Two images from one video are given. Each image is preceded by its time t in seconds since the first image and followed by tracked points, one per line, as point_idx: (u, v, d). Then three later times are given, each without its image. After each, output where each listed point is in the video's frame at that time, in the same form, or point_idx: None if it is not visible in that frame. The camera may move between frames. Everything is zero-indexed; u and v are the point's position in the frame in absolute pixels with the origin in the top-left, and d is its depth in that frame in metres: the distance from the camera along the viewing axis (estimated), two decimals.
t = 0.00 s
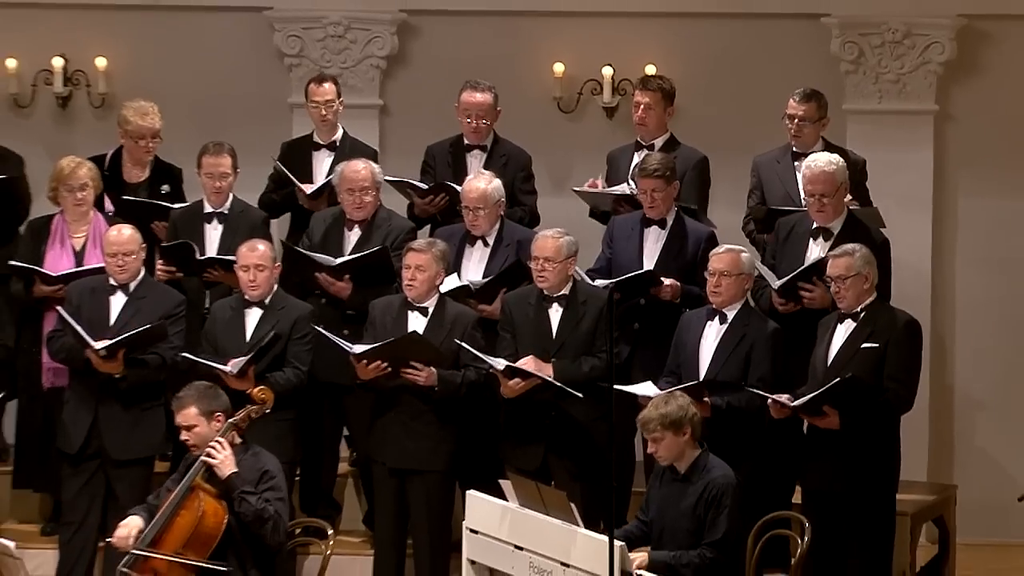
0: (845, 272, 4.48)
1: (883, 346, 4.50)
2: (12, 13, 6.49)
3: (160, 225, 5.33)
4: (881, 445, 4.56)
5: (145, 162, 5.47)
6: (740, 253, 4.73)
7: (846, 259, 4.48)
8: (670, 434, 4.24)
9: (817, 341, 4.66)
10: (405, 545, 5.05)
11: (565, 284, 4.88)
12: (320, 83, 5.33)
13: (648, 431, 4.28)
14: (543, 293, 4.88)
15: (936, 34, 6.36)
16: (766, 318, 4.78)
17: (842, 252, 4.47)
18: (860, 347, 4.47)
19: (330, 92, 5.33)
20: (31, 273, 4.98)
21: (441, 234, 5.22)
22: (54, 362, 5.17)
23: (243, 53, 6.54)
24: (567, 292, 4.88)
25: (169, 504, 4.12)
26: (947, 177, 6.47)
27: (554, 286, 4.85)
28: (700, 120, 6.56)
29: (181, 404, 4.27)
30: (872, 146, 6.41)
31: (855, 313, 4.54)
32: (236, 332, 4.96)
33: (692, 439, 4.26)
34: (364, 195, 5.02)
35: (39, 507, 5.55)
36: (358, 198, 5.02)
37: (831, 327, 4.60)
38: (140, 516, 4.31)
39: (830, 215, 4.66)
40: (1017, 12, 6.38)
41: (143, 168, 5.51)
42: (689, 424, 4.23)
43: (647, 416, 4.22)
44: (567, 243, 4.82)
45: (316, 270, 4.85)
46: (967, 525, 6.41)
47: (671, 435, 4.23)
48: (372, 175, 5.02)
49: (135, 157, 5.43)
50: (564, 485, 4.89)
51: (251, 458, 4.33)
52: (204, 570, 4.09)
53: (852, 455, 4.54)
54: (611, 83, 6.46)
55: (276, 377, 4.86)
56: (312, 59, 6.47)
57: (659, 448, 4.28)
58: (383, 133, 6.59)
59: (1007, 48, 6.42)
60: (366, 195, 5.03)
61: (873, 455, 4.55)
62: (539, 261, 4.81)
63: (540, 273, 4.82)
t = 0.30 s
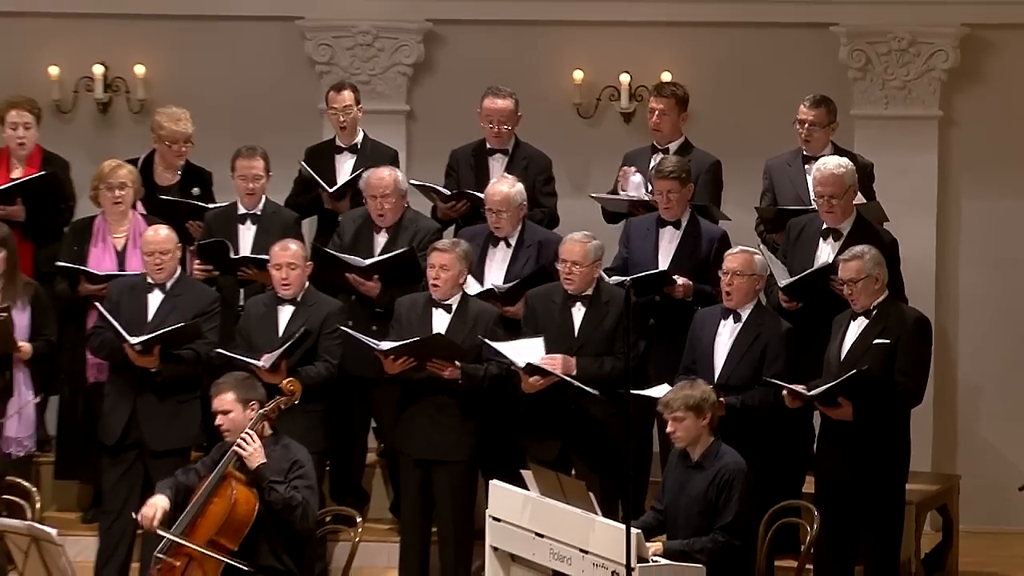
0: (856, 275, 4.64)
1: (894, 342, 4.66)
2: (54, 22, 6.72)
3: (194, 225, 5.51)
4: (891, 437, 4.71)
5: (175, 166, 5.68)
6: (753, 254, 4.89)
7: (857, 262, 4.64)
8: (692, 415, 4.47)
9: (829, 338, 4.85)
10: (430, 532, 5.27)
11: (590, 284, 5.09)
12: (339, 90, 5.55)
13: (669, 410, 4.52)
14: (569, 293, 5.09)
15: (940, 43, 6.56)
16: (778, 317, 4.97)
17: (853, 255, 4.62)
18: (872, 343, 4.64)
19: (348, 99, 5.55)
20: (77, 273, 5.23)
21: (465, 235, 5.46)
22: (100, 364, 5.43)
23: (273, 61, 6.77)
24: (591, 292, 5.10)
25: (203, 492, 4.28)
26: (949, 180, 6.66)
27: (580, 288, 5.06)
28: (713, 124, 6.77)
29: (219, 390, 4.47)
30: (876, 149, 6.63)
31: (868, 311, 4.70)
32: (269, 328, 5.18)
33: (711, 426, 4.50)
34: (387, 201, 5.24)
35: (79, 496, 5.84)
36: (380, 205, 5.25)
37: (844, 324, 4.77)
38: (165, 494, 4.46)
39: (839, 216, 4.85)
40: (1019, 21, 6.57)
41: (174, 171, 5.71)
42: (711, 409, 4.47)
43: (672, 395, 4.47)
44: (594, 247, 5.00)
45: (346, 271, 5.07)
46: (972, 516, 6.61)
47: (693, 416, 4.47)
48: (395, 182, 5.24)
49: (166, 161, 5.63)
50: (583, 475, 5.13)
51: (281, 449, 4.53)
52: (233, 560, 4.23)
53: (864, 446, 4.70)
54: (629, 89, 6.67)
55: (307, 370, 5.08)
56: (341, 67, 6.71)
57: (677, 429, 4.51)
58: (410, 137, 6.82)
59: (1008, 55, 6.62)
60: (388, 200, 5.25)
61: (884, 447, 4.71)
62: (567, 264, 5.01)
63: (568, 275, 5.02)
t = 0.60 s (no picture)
0: (864, 276, 4.84)
1: (899, 341, 4.85)
2: (90, 33, 6.97)
3: (224, 227, 5.70)
4: (897, 433, 4.90)
5: (204, 169, 5.86)
6: (762, 255, 5.13)
7: (863, 264, 4.84)
8: (711, 403, 4.75)
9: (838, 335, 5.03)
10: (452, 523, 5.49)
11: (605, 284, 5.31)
12: (366, 98, 5.80)
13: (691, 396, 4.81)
14: (585, 293, 5.31)
15: (940, 53, 6.77)
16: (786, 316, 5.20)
17: (860, 257, 4.83)
18: (878, 340, 4.83)
19: (374, 107, 5.80)
20: (114, 273, 5.47)
21: (485, 237, 5.68)
22: (134, 360, 5.68)
23: (300, 70, 7.01)
24: (606, 292, 5.32)
25: (231, 483, 4.50)
26: (952, 184, 6.87)
27: (597, 288, 5.28)
28: (723, 131, 6.98)
29: (246, 382, 4.68)
30: (879, 155, 6.85)
31: (874, 310, 4.90)
32: (298, 326, 5.42)
33: (727, 417, 4.78)
34: (410, 206, 5.47)
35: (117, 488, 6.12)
36: (404, 207, 5.47)
37: (852, 322, 4.96)
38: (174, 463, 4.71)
39: (845, 219, 5.07)
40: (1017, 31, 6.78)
41: (204, 175, 5.90)
42: (730, 400, 4.77)
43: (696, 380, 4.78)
44: (606, 249, 5.22)
45: (372, 273, 5.28)
46: (975, 508, 6.83)
47: (711, 405, 4.76)
48: (416, 186, 5.46)
49: (196, 164, 5.83)
50: (599, 467, 5.33)
51: (306, 440, 4.71)
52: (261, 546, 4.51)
53: (870, 441, 4.89)
54: (642, 98, 6.90)
55: (334, 366, 5.32)
56: (367, 76, 6.94)
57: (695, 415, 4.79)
58: (433, 143, 7.05)
59: (1006, 65, 6.82)
60: (411, 204, 5.47)
61: (889, 443, 4.90)
62: (583, 269, 5.22)
63: (586, 279, 5.23)
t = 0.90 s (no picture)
0: (878, 279, 5.03)
1: (912, 339, 5.06)
2: (137, 43, 7.24)
3: (267, 228, 5.96)
4: (910, 426, 5.11)
5: (246, 173, 6.11)
6: (777, 258, 5.32)
7: (877, 267, 5.03)
8: (741, 399, 5.00)
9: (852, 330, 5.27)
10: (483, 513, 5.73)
11: (629, 284, 5.54)
12: (410, 106, 6.04)
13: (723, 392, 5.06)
14: (610, 293, 5.54)
15: (953, 62, 6.98)
16: (802, 315, 5.41)
17: (873, 261, 5.02)
18: (892, 339, 5.05)
19: (417, 116, 6.04)
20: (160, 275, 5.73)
21: (515, 239, 5.91)
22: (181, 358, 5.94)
23: (336, 79, 7.26)
24: (630, 291, 5.54)
25: (268, 474, 4.62)
26: (964, 189, 7.07)
27: (623, 288, 5.50)
28: (744, 137, 7.20)
29: (283, 378, 4.81)
30: (896, 161, 7.05)
31: (890, 309, 5.09)
32: (336, 324, 5.66)
33: (756, 412, 5.02)
34: (442, 206, 5.70)
35: (163, 480, 6.39)
36: (437, 208, 5.71)
37: (868, 320, 5.17)
38: (220, 473, 4.90)
39: (860, 223, 5.28)
40: None
41: (245, 179, 6.14)
42: (759, 397, 5.01)
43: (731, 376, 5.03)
44: (628, 250, 5.45)
45: (407, 273, 5.51)
46: (984, 501, 7.04)
47: (741, 400, 5.00)
48: (450, 188, 5.69)
49: (238, 168, 6.08)
50: (626, 461, 5.57)
51: (342, 433, 4.85)
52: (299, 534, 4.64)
53: (884, 434, 5.10)
54: (667, 106, 7.11)
55: (371, 363, 5.56)
56: (402, 85, 7.18)
57: (725, 409, 5.04)
58: (465, 149, 7.29)
59: (1018, 75, 7.02)
60: (444, 206, 5.71)
61: (903, 437, 5.11)
62: (608, 271, 5.45)
63: (612, 280, 5.46)
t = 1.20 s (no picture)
0: (885, 283, 5.24)
1: (921, 337, 5.29)
2: (176, 54, 7.50)
3: (301, 231, 6.22)
4: (918, 421, 5.35)
5: (280, 179, 6.38)
6: (792, 260, 5.55)
7: (884, 271, 5.24)
8: (758, 403, 5.21)
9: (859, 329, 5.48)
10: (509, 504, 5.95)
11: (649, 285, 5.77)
12: (438, 113, 6.30)
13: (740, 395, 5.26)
14: (631, 293, 5.76)
15: (962, 72, 7.22)
16: (815, 313, 5.64)
17: (879, 265, 5.22)
18: (901, 338, 5.27)
19: (444, 122, 6.29)
20: (200, 274, 5.99)
21: (539, 242, 6.17)
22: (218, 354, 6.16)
23: (367, 88, 7.53)
24: (650, 292, 5.77)
25: (304, 467, 4.79)
26: (972, 193, 7.32)
27: (643, 289, 5.73)
28: (759, 143, 7.43)
29: (314, 381, 4.91)
30: (907, 166, 7.28)
31: (898, 310, 5.32)
32: (368, 323, 5.91)
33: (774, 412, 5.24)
34: (475, 209, 5.94)
35: (201, 473, 6.66)
36: (470, 211, 5.95)
37: (876, 320, 5.38)
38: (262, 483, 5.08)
39: (870, 225, 5.47)
40: None
41: (280, 185, 6.43)
42: (775, 398, 5.21)
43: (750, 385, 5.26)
44: (647, 252, 5.68)
45: (438, 273, 5.76)
46: (990, 494, 7.29)
47: (759, 404, 5.20)
48: (482, 191, 5.92)
49: (273, 174, 6.34)
50: (646, 454, 5.77)
51: (374, 428, 5.02)
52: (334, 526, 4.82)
53: (893, 429, 5.33)
54: (685, 114, 7.35)
55: (401, 361, 5.80)
56: (431, 93, 7.42)
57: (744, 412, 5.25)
58: (492, 155, 7.53)
59: None
60: (478, 208, 5.95)
61: (911, 431, 5.34)
62: (629, 273, 5.68)
63: (632, 281, 5.69)
